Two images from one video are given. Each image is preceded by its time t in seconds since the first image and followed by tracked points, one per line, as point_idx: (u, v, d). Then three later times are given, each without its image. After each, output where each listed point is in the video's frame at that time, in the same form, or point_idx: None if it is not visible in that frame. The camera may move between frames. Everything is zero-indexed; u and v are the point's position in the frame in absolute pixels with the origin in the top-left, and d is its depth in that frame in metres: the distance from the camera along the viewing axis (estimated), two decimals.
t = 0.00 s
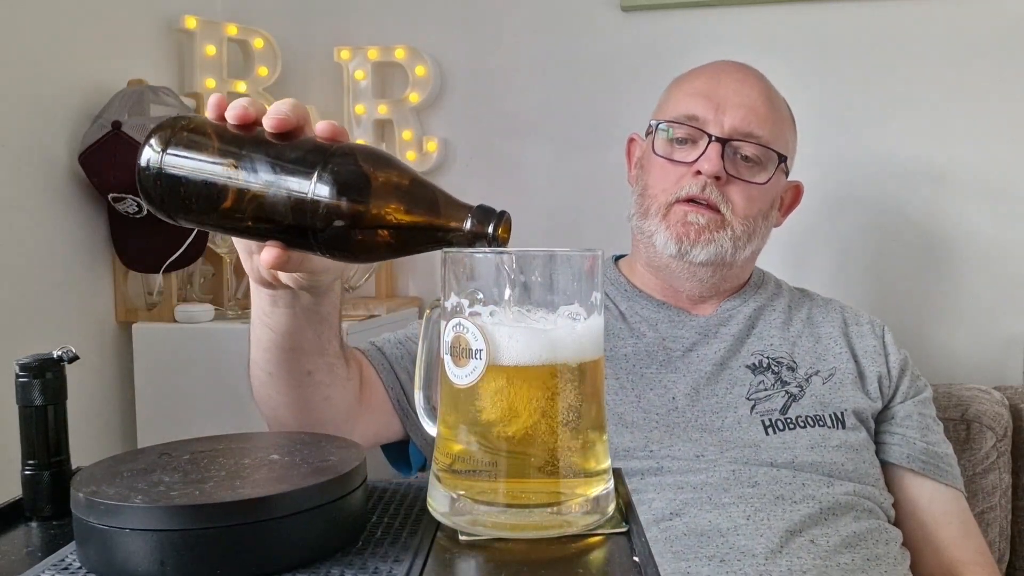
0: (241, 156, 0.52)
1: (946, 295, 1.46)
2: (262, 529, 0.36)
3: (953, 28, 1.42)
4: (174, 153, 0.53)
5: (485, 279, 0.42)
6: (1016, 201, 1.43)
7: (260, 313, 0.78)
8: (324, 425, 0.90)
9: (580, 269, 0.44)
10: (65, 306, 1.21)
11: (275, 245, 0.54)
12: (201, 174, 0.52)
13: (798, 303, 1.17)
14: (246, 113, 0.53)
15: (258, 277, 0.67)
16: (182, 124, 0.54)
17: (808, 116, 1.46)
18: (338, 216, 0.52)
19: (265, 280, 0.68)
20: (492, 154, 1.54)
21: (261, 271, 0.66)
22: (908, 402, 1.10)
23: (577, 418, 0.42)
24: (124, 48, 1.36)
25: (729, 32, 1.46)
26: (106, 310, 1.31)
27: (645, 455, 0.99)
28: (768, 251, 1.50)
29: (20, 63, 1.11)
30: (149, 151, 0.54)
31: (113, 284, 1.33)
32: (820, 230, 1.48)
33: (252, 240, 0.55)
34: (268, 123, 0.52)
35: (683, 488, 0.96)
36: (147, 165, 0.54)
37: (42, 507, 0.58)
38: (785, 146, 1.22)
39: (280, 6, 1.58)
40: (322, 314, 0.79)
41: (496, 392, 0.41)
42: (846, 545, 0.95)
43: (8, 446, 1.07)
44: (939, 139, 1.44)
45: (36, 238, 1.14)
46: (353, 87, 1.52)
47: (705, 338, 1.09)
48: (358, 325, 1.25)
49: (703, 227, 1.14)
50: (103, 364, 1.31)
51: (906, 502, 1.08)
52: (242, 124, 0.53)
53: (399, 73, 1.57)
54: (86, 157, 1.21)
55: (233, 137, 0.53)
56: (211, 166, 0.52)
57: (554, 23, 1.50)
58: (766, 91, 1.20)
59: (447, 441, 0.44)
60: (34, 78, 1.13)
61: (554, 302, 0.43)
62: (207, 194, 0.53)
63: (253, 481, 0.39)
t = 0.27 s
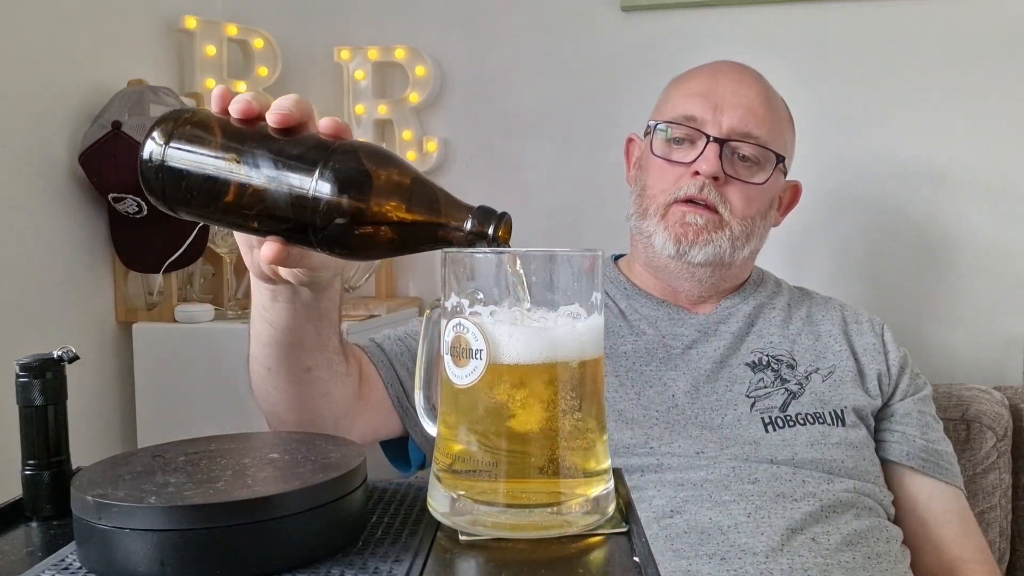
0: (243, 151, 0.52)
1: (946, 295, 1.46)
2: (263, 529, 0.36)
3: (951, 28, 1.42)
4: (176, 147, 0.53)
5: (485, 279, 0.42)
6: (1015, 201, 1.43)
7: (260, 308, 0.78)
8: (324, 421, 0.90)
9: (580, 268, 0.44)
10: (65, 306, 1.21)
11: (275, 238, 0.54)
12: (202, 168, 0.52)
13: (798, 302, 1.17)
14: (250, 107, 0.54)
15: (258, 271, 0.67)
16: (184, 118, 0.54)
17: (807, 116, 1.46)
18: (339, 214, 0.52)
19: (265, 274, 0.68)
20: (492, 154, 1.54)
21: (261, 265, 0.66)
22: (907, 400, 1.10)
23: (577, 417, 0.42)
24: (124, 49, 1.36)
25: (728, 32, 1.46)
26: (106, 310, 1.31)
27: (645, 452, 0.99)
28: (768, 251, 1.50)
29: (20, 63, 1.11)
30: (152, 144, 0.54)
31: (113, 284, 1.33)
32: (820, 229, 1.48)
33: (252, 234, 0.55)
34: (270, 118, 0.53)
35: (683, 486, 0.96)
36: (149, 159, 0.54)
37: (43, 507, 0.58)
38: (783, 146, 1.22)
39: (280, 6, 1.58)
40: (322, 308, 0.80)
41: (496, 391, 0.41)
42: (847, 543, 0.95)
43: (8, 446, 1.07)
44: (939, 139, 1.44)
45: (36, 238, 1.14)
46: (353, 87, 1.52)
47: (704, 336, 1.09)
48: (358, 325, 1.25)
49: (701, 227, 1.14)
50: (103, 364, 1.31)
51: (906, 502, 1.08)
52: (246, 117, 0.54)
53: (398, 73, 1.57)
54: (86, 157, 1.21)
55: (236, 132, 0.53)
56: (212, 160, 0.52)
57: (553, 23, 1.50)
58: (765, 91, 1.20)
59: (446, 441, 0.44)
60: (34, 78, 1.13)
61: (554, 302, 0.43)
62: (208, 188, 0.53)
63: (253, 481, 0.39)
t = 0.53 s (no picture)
0: (245, 145, 0.52)
1: (946, 295, 1.46)
2: (263, 528, 0.36)
3: (949, 28, 1.42)
4: (178, 139, 0.53)
5: (485, 278, 0.42)
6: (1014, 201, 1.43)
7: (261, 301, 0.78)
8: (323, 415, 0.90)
9: (580, 267, 0.44)
10: (65, 306, 1.21)
11: (274, 233, 0.54)
12: (203, 162, 0.53)
13: (797, 301, 1.17)
14: (252, 102, 0.53)
15: (258, 265, 0.67)
16: (186, 110, 0.55)
17: (806, 116, 1.46)
18: (338, 211, 0.52)
19: (264, 268, 0.68)
20: (491, 154, 1.54)
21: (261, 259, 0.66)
22: (907, 398, 1.10)
23: (577, 415, 0.42)
24: (123, 49, 1.36)
25: (727, 32, 1.46)
26: (106, 310, 1.31)
27: (645, 450, 0.99)
28: (767, 251, 1.50)
29: (20, 62, 1.11)
30: (154, 137, 0.54)
31: (113, 284, 1.33)
32: (819, 229, 1.48)
33: (252, 228, 0.55)
34: (274, 113, 0.52)
35: (682, 485, 0.96)
36: (150, 151, 0.54)
37: (43, 507, 0.58)
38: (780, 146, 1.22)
39: (279, 6, 1.58)
40: (322, 304, 0.80)
41: (496, 391, 0.41)
42: (847, 542, 0.95)
43: (8, 446, 1.07)
44: (937, 139, 1.44)
45: (36, 238, 1.14)
46: (353, 86, 1.52)
47: (704, 334, 1.09)
48: (358, 325, 1.25)
49: (698, 226, 1.14)
50: (103, 364, 1.31)
51: (907, 501, 1.08)
52: (248, 112, 0.54)
53: (398, 72, 1.57)
54: (86, 157, 1.21)
55: (238, 126, 0.53)
56: (214, 153, 0.52)
57: (552, 23, 1.50)
58: (763, 91, 1.20)
59: (446, 441, 0.44)
60: (33, 77, 1.13)
61: (555, 300, 0.43)
62: (209, 181, 0.53)
63: (253, 481, 0.39)
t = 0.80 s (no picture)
0: (251, 140, 0.52)
1: (945, 294, 1.46)
2: (263, 528, 0.36)
3: (948, 28, 1.42)
4: (185, 131, 0.54)
5: (485, 277, 0.42)
6: (1014, 201, 1.43)
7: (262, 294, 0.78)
8: (321, 411, 0.90)
9: (580, 267, 0.44)
10: (65, 306, 1.21)
11: (278, 227, 0.54)
12: (208, 153, 0.53)
13: (797, 302, 1.17)
14: (260, 95, 0.54)
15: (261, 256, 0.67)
16: (195, 103, 0.55)
17: (806, 116, 1.46)
18: (343, 207, 0.51)
19: (266, 260, 0.67)
20: (491, 153, 1.54)
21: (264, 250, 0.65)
22: (906, 398, 1.10)
23: (577, 416, 0.42)
24: (123, 49, 1.36)
25: (726, 30, 1.46)
26: (106, 310, 1.31)
27: (643, 450, 0.99)
28: (767, 251, 1.50)
29: (20, 62, 1.11)
30: (161, 128, 0.55)
31: (113, 284, 1.33)
32: (819, 229, 1.48)
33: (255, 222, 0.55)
34: (280, 106, 0.53)
35: (680, 486, 0.96)
36: (157, 142, 0.55)
37: (43, 507, 0.58)
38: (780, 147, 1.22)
39: (279, 6, 1.58)
40: (323, 300, 0.79)
41: (495, 391, 0.41)
42: (845, 543, 0.95)
43: (8, 446, 1.07)
44: (937, 139, 1.44)
45: (36, 238, 1.14)
46: (353, 86, 1.52)
47: (703, 334, 1.09)
48: (358, 325, 1.25)
49: (700, 221, 1.14)
50: (104, 364, 1.31)
51: (906, 501, 1.08)
52: (255, 104, 0.54)
53: (398, 72, 1.57)
54: (86, 157, 1.21)
55: (246, 120, 0.54)
56: (219, 146, 0.53)
57: (552, 22, 1.50)
58: (763, 91, 1.20)
59: (446, 442, 0.44)
60: (33, 77, 1.13)
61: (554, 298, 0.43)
62: (212, 174, 0.53)
63: (253, 481, 0.39)
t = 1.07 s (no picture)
0: (265, 121, 0.52)
1: (946, 294, 1.46)
2: (263, 528, 0.36)
3: (949, 28, 1.42)
4: (197, 104, 0.53)
5: (484, 278, 0.42)
6: (1014, 201, 1.44)
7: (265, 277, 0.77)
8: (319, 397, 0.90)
9: (580, 268, 0.44)
10: (65, 306, 1.21)
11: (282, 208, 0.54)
12: (218, 129, 0.52)
13: (798, 302, 1.17)
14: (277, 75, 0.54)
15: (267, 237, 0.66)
16: (208, 76, 0.54)
17: (807, 116, 1.46)
18: (352, 197, 0.51)
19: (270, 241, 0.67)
20: (491, 153, 1.54)
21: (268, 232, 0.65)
22: (906, 398, 1.10)
23: (578, 415, 0.42)
24: (124, 49, 1.36)
25: (727, 30, 1.46)
26: (106, 310, 1.31)
27: (644, 450, 0.99)
28: (767, 251, 1.50)
29: (20, 62, 1.11)
30: (170, 99, 0.54)
31: (113, 284, 1.33)
32: (819, 229, 1.48)
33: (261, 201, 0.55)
34: (297, 88, 0.52)
35: (681, 486, 0.96)
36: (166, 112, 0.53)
37: (43, 507, 0.58)
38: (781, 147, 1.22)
39: (279, 7, 1.58)
40: (327, 287, 0.79)
41: (495, 391, 0.41)
42: (845, 543, 0.95)
43: (8, 446, 1.07)
44: (938, 139, 1.44)
45: (37, 238, 1.14)
46: (353, 86, 1.52)
47: (704, 333, 1.09)
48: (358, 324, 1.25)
49: (701, 221, 1.14)
50: (104, 364, 1.31)
51: (906, 501, 1.08)
52: (272, 83, 0.54)
53: (399, 72, 1.57)
54: (86, 157, 1.21)
55: (261, 100, 0.53)
56: (232, 123, 0.52)
57: (552, 22, 1.50)
58: (764, 91, 1.20)
59: (446, 442, 0.44)
60: (34, 77, 1.13)
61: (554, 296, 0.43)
62: (222, 150, 0.52)
63: (253, 481, 0.39)
